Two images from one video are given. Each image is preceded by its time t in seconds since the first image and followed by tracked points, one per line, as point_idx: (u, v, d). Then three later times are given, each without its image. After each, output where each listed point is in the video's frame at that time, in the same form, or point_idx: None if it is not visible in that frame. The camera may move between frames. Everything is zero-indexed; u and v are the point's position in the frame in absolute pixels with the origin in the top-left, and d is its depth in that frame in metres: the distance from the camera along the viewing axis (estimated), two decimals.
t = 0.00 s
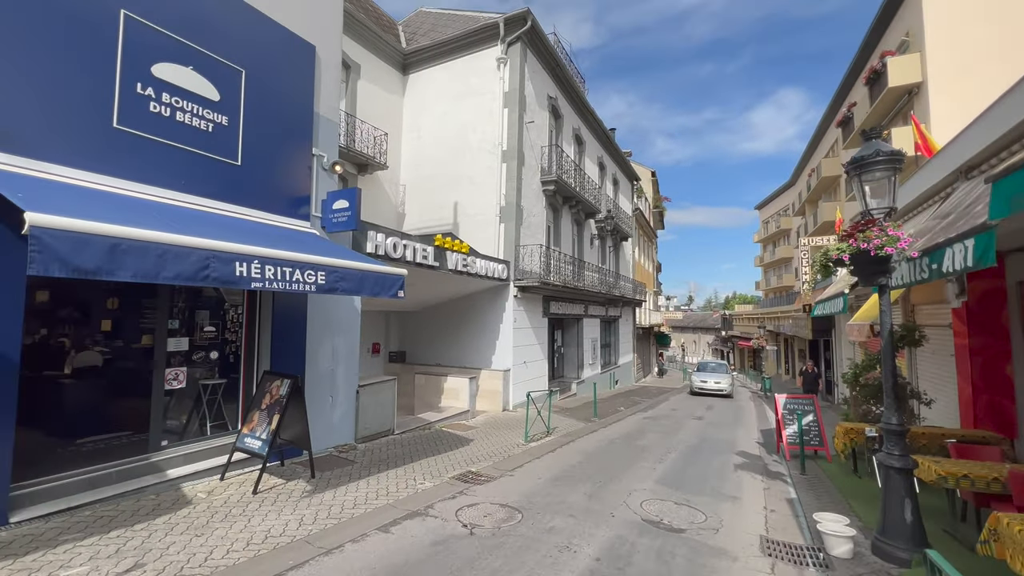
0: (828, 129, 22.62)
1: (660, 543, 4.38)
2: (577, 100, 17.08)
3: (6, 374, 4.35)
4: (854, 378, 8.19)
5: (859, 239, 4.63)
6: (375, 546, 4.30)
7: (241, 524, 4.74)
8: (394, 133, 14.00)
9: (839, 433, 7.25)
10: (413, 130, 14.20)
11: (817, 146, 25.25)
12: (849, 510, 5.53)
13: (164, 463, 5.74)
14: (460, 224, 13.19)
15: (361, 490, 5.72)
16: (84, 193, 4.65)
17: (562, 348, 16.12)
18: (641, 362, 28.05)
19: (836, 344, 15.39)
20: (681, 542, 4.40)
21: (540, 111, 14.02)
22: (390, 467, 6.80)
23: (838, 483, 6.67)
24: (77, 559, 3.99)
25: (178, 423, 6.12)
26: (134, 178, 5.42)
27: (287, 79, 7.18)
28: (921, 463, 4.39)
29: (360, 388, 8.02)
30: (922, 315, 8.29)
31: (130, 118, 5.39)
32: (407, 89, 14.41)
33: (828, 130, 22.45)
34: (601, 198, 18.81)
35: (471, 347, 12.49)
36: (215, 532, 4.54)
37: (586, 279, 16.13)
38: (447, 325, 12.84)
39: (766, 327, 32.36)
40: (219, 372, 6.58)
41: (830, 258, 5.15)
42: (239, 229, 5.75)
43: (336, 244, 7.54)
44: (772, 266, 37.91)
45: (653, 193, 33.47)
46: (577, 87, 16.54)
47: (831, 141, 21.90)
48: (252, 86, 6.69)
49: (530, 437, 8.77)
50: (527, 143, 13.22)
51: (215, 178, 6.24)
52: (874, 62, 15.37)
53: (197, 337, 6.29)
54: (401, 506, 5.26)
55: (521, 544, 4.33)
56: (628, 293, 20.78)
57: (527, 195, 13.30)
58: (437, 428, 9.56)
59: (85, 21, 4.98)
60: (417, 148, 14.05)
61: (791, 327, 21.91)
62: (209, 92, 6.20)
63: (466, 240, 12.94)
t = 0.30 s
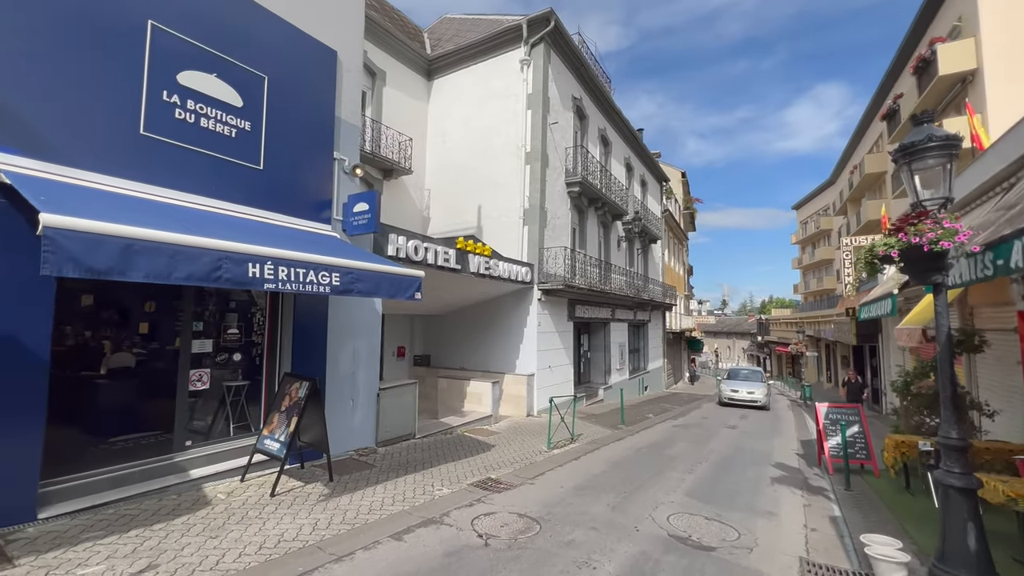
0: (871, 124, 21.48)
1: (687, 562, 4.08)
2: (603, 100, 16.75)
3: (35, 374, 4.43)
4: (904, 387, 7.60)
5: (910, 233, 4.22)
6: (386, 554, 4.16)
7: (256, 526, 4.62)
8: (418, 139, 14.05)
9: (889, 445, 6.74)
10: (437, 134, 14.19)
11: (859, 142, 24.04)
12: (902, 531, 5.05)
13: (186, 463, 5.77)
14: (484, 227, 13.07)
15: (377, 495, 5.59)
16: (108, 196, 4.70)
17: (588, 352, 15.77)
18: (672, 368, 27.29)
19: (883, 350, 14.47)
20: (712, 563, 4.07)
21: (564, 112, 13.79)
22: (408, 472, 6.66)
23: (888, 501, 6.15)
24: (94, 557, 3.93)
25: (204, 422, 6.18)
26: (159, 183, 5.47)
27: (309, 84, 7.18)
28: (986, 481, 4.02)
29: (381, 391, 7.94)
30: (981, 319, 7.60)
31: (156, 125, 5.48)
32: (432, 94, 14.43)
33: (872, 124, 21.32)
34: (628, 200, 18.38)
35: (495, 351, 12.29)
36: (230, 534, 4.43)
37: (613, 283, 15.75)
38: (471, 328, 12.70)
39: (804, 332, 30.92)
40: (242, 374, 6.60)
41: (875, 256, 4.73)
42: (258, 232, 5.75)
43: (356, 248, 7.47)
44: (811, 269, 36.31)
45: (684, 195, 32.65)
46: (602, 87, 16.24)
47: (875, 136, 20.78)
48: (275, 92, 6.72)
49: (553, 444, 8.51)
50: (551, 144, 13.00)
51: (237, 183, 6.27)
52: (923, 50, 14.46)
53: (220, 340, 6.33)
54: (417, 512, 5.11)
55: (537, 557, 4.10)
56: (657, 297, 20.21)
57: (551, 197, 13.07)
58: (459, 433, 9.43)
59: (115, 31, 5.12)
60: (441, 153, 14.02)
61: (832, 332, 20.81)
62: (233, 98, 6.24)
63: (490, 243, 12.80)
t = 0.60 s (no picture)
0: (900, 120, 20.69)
1: None
2: (618, 101, 16.50)
3: (47, 377, 4.47)
4: (939, 395, 7.17)
5: (942, 229, 3.94)
6: (387, 564, 4.05)
7: (258, 533, 4.55)
8: (432, 143, 14.03)
9: (924, 454, 6.40)
10: (450, 138, 14.14)
11: (888, 139, 23.20)
12: (938, 550, 4.72)
13: (195, 467, 5.76)
14: (497, 230, 12.94)
15: (383, 501, 5.48)
16: (117, 201, 4.73)
17: (604, 357, 15.49)
18: (691, 373, 26.70)
19: (915, 355, 13.82)
20: None
21: (578, 113, 13.61)
22: (417, 478, 6.56)
23: (922, 515, 5.79)
24: (96, 562, 3.90)
25: (214, 425, 6.18)
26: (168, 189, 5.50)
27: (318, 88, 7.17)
28: None
29: (391, 395, 7.86)
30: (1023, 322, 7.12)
31: (166, 130, 5.52)
32: (445, 98, 14.41)
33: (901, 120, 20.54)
34: (644, 201, 18.05)
35: (509, 355, 12.14)
36: (231, 540, 4.36)
37: (629, 286, 15.46)
38: (483, 332, 12.57)
39: (830, 336, 29.93)
40: (252, 378, 6.58)
41: (905, 254, 4.43)
42: (265, 236, 5.71)
43: (365, 251, 7.41)
44: (837, 271, 35.20)
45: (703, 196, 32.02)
46: (617, 88, 16.00)
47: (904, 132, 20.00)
48: (284, 97, 6.72)
49: (566, 451, 8.30)
50: (564, 145, 12.83)
51: (246, 187, 6.28)
52: (955, 41, 13.84)
53: (229, 343, 6.33)
54: (422, 520, 4.99)
55: (542, 571, 3.93)
56: (675, 300, 19.79)
57: (565, 198, 12.89)
58: (471, 438, 9.30)
59: (126, 39, 5.18)
60: (454, 156, 13.97)
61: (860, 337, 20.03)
62: (242, 104, 6.26)
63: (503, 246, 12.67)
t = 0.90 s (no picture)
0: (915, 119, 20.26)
1: None
2: (624, 103, 16.39)
3: (43, 378, 4.49)
4: (953, 400, 6.94)
5: (949, 226, 3.79)
6: (376, 570, 3.99)
7: (249, 536, 4.52)
8: (437, 147, 14.03)
9: (938, 461, 6.18)
10: (455, 142, 14.12)
11: (902, 139, 22.74)
12: (950, 561, 4.53)
13: (191, 469, 5.75)
14: (501, 233, 12.88)
15: (378, 506, 5.43)
16: (112, 204, 4.75)
17: (611, 360, 15.34)
18: (701, 377, 26.37)
19: (930, 359, 13.45)
20: None
21: (582, 115, 13.53)
22: (414, 481, 6.50)
23: (935, 525, 5.58)
24: (85, 565, 3.89)
25: (213, 428, 6.18)
26: (165, 192, 5.50)
27: (317, 91, 7.17)
28: None
29: (390, 399, 7.82)
30: None
31: (164, 134, 5.54)
32: (450, 102, 14.40)
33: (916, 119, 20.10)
34: (651, 203, 17.88)
35: (513, 359, 12.05)
36: (222, 544, 4.34)
37: (636, 289, 15.30)
38: (487, 335, 12.50)
39: (844, 339, 29.34)
40: (251, 381, 6.57)
41: (910, 253, 4.28)
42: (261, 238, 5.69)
43: (365, 253, 7.39)
44: (852, 273, 34.56)
45: (713, 198, 31.65)
46: (623, 89, 15.88)
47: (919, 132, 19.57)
48: (284, 100, 6.74)
49: (568, 456, 8.18)
50: (568, 148, 12.75)
51: (244, 191, 6.28)
52: (970, 37, 13.51)
53: (228, 346, 6.32)
54: (416, 526, 4.93)
55: None
56: (684, 303, 19.55)
57: (569, 201, 12.81)
58: (472, 442, 9.22)
59: (123, 44, 5.21)
60: (459, 159, 13.94)
61: (875, 340, 19.59)
62: (241, 107, 6.27)
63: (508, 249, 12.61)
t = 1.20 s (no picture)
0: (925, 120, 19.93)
1: None
2: (627, 107, 16.33)
3: (39, 382, 4.55)
4: (963, 405, 6.73)
5: (946, 225, 3.68)
6: None
7: (237, 541, 4.50)
8: (439, 152, 14.05)
9: (945, 469, 5.99)
10: (457, 147, 14.12)
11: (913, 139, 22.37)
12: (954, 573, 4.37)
13: (185, 473, 5.75)
14: (503, 237, 12.85)
15: (369, 511, 5.39)
16: (106, 209, 4.78)
17: (615, 365, 15.20)
18: (709, 382, 26.06)
19: (943, 364, 13.14)
20: None
21: (584, 119, 13.50)
22: (409, 487, 6.45)
23: (943, 535, 5.39)
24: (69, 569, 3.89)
25: (210, 431, 6.20)
26: (159, 198, 5.53)
27: (313, 96, 7.20)
28: None
29: (387, 403, 7.80)
30: None
31: (158, 140, 5.57)
32: (452, 107, 14.43)
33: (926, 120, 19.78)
34: (656, 207, 17.75)
35: (514, 363, 11.98)
36: (208, 549, 4.32)
37: (640, 293, 15.17)
38: (489, 340, 12.45)
39: (856, 344, 28.85)
40: (247, 385, 6.58)
41: (907, 253, 4.22)
42: (255, 242, 5.69)
43: (361, 258, 7.38)
44: (864, 277, 34.01)
45: (721, 201, 31.37)
46: (626, 93, 15.83)
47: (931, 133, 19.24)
48: (280, 106, 6.77)
49: (566, 462, 8.07)
50: (570, 151, 12.71)
51: (239, 196, 6.29)
52: (980, 36, 13.29)
53: (223, 350, 6.34)
54: (405, 532, 4.88)
55: None
56: (690, 307, 19.35)
57: (571, 205, 12.75)
58: (471, 447, 9.15)
59: (119, 52, 5.27)
60: (461, 164, 13.94)
61: (887, 345, 19.21)
62: (236, 114, 6.30)
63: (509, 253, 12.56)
